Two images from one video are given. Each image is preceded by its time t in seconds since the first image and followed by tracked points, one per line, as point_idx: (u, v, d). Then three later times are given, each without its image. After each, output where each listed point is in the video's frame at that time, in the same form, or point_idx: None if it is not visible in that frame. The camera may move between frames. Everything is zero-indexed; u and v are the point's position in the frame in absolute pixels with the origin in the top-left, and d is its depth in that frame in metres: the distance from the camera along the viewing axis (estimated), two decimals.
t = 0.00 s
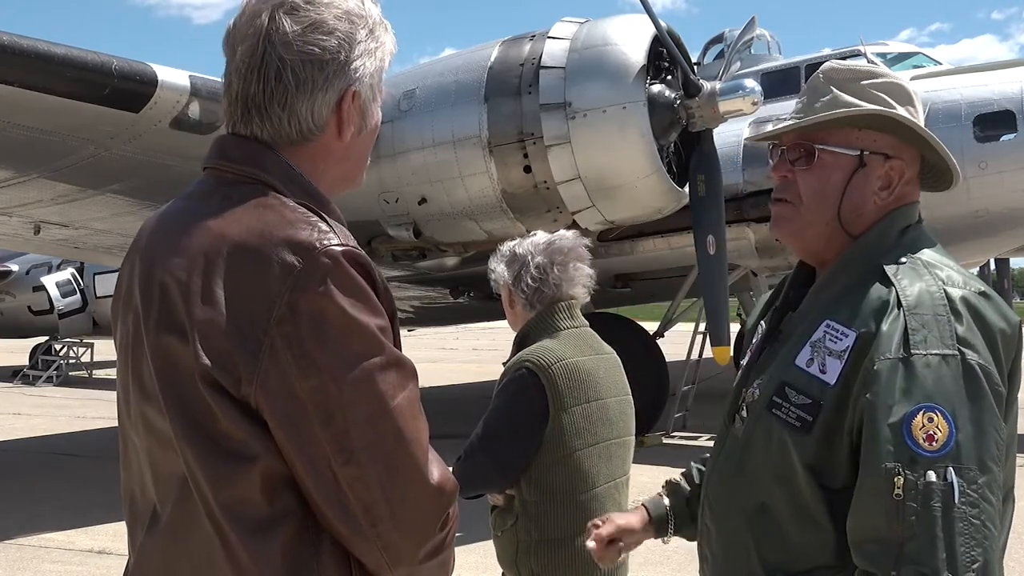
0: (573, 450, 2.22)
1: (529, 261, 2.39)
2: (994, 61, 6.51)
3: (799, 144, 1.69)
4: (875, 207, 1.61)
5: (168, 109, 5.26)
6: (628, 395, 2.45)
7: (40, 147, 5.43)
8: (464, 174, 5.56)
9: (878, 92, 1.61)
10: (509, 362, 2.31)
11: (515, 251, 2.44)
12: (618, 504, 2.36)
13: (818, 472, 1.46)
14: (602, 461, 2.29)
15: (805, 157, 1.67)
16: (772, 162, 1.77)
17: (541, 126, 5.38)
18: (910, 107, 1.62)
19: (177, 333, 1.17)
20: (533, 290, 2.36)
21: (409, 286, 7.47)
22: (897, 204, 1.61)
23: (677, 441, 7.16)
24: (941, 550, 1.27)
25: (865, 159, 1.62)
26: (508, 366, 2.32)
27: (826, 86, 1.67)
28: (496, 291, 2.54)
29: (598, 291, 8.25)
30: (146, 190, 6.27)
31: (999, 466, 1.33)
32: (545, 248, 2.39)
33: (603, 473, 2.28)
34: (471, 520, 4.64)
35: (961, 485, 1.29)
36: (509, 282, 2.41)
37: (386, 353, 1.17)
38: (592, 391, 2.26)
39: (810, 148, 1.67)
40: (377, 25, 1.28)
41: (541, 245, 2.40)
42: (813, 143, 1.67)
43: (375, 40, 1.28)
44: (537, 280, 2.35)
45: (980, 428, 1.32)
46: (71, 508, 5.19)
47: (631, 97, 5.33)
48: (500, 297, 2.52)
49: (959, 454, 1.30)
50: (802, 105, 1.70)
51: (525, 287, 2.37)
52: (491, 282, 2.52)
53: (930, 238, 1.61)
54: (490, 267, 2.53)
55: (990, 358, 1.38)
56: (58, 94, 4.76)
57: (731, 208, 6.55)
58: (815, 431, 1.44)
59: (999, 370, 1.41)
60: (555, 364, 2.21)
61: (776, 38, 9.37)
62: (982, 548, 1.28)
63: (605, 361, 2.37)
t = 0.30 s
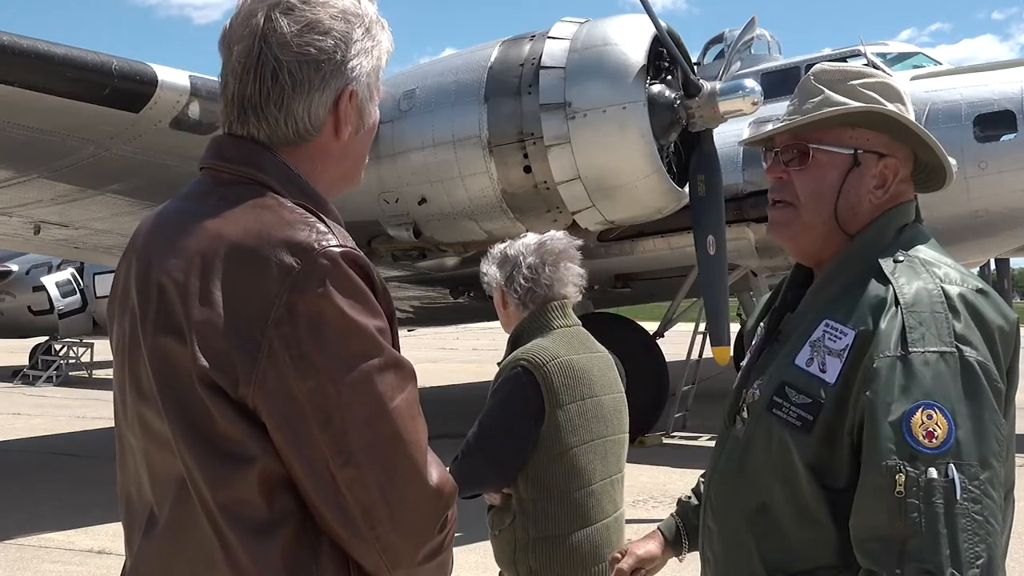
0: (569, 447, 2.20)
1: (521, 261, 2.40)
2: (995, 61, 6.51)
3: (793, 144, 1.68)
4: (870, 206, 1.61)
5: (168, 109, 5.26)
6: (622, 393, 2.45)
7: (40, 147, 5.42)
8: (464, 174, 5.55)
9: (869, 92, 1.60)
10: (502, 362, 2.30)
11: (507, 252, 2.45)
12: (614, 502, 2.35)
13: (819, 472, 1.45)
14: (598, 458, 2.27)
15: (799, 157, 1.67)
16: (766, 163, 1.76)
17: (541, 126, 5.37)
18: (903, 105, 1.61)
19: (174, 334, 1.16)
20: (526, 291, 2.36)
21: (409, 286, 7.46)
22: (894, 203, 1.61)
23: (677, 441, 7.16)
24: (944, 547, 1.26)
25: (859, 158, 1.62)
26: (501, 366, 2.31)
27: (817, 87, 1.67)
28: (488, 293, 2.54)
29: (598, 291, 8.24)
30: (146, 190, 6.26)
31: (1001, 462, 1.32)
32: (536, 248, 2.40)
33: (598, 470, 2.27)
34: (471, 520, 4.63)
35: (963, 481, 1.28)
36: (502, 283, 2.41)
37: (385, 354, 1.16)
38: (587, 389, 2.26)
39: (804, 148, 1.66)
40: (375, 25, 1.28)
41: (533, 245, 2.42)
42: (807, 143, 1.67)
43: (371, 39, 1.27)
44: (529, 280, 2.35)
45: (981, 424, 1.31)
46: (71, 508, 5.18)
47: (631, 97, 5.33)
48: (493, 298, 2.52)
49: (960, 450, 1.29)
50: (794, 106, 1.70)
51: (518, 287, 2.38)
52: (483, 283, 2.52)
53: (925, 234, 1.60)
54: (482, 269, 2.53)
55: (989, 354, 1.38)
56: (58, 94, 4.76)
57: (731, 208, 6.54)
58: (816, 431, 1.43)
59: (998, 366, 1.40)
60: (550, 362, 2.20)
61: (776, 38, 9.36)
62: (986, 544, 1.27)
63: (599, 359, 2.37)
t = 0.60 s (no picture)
0: (552, 444, 2.20)
1: (509, 262, 2.39)
2: (994, 61, 6.50)
3: (797, 143, 1.68)
4: (874, 205, 1.60)
5: (168, 109, 5.26)
6: (610, 391, 2.43)
7: (40, 147, 5.42)
8: (464, 174, 5.55)
9: (872, 91, 1.60)
10: (488, 361, 2.31)
11: (496, 253, 2.45)
12: (602, 499, 2.33)
13: (818, 470, 1.45)
14: (583, 455, 2.26)
15: (802, 157, 1.67)
16: (768, 163, 1.75)
17: (541, 126, 5.37)
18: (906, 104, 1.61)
19: (172, 334, 1.16)
20: (512, 290, 2.36)
21: (409, 286, 7.45)
22: (897, 203, 1.60)
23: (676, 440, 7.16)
24: (942, 546, 1.25)
25: (862, 157, 1.62)
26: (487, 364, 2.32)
27: (819, 87, 1.67)
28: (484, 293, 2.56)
29: (598, 291, 8.24)
30: (146, 189, 6.26)
31: (999, 462, 1.32)
32: (524, 249, 2.39)
33: (583, 466, 2.26)
34: (470, 519, 4.63)
35: (961, 481, 1.28)
36: (492, 283, 2.42)
37: (385, 355, 1.16)
38: (570, 386, 2.25)
39: (807, 147, 1.66)
40: (374, 25, 1.27)
41: (521, 245, 2.41)
42: (811, 142, 1.66)
43: (372, 39, 1.27)
44: (515, 280, 2.35)
45: (980, 423, 1.31)
46: (71, 508, 5.18)
47: (631, 97, 5.33)
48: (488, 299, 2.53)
49: (959, 450, 1.29)
50: (796, 106, 1.70)
51: (505, 287, 2.38)
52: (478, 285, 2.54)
53: (927, 233, 1.59)
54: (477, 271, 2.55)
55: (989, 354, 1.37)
56: (58, 94, 4.75)
57: (731, 208, 6.54)
58: (815, 429, 1.43)
59: (998, 367, 1.40)
60: (530, 360, 2.20)
61: (776, 38, 9.36)
62: (984, 544, 1.27)
63: (585, 359, 2.35)
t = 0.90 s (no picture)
0: (542, 442, 2.19)
1: (502, 262, 2.39)
2: (995, 61, 6.50)
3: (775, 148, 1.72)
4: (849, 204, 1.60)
5: (168, 109, 5.25)
6: (602, 388, 2.41)
7: (40, 147, 5.42)
8: (464, 174, 5.55)
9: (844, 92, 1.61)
10: (478, 360, 2.31)
11: (490, 253, 2.45)
12: (595, 497, 2.31)
13: (807, 473, 1.45)
14: (573, 453, 2.24)
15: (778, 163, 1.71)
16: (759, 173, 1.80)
17: (541, 126, 5.37)
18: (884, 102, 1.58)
19: (170, 334, 1.16)
20: (505, 289, 2.36)
21: (409, 286, 7.45)
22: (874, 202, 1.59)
23: (677, 441, 7.17)
24: (919, 556, 1.26)
25: (830, 158, 1.62)
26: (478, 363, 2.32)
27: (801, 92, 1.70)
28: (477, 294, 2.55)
29: (598, 291, 8.23)
30: (146, 190, 6.26)
31: (988, 473, 1.31)
32: (517, 249, 2.39)
33: (573, 464, 2.24)
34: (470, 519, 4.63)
35: (942, 492, 1.27)
36: (486, 283, 2.41)
37: (385, 355, 1.15)
38: (558, 384, 2.24)
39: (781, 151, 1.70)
40: (367, 19, 1.26)
41: (514, 245, 2.41)
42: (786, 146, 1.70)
43: (365, 33, 1.26)
44: (507, 279, 2.35)
45: (966, 436, 1.29)
46: (71, 508, 5.17)
47: (631, 97, 5.32)
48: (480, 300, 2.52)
49: (942, 462, 1.28)
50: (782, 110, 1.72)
51: (499, 286, 2.37)
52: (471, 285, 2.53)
53: (933, 240, 1.58)
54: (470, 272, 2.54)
55: (980, 364, 1.35)
56: (58, 94, 4.74)
57: (731, 208, 6.54)
58: (805, 432, 1.43)
59: (991, 377, 1.37)
60: (519, 359, 2.20)
61: (776, 38, 9.36)
62: (963, 555, 1.27)
63: (575, 357, 2.34)
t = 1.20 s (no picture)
0: (545, 439, 2.19)
1: (504, 262, 2.39)
2: (995, 61, 6.50)
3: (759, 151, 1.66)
4: (804, 211, 1.52)
5: (169, 109, 5.25)
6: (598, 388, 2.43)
7: (40, 147, 5.41)
8: (464, 174, 5.55)
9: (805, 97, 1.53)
10: (480, 359, 2.30)
11: (489, 253, 2.44)
12: (594, 494, 2.32)
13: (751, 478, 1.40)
14: (575, 450, 2.25)
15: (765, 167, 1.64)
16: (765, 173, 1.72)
17: (541, 126, 5.36)
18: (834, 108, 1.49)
19: (173, 334, 1.15)
20: (507, 289, 2.35)
21: (409, 286, 7.45)
22: (830, 207, 1.49)
23: (677, 440, 7.16)
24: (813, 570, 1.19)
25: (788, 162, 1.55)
26: (478, 363, 2.31)
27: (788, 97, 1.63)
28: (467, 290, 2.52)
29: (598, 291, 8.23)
30: (146, 190, 6.25)
31: (900, 487, 1.20)
32: (519, 249, 2.40)
33: (575, 461, 2.25)
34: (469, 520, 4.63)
35: (842, 504, 1.19)
36: (487, 281, 2.40)
37: (388, 355, 1.15)
38: (561, 382, 2.25)
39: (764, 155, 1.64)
40: (369, 19, 1.26)
41: (515, 246, 2.41)
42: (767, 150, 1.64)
43: (367, 33, 1.26)
44: (511, 280, 2.35)
45: (873, 449, 1.19)
46: (71, 508, 5.17)
47: (631, 97, 5.32)
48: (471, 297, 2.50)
49: (846, 474, 1.20)
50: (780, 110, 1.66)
51: (500, 286, 2.37)
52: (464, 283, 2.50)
53: (913, 245, 1.43)
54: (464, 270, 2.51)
55: (900, 374, 1.24)
56: (58, 94, 4.74)
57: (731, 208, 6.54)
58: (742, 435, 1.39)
59: (917, 388, 1.24)
60: (525, 356, 2.21)
61: (776, 38, 9.36)
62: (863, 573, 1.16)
63: (574, 357, 2.35)
